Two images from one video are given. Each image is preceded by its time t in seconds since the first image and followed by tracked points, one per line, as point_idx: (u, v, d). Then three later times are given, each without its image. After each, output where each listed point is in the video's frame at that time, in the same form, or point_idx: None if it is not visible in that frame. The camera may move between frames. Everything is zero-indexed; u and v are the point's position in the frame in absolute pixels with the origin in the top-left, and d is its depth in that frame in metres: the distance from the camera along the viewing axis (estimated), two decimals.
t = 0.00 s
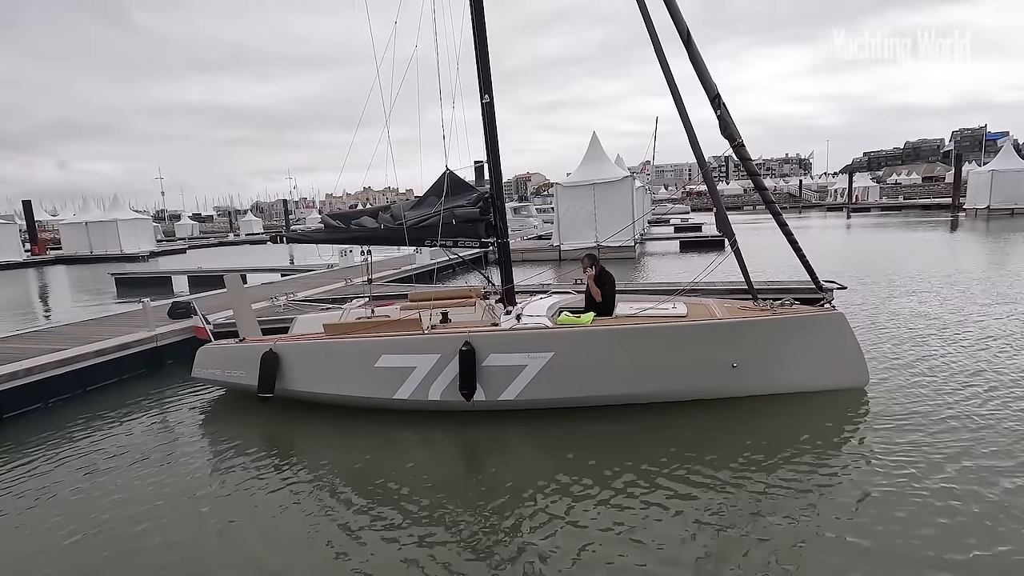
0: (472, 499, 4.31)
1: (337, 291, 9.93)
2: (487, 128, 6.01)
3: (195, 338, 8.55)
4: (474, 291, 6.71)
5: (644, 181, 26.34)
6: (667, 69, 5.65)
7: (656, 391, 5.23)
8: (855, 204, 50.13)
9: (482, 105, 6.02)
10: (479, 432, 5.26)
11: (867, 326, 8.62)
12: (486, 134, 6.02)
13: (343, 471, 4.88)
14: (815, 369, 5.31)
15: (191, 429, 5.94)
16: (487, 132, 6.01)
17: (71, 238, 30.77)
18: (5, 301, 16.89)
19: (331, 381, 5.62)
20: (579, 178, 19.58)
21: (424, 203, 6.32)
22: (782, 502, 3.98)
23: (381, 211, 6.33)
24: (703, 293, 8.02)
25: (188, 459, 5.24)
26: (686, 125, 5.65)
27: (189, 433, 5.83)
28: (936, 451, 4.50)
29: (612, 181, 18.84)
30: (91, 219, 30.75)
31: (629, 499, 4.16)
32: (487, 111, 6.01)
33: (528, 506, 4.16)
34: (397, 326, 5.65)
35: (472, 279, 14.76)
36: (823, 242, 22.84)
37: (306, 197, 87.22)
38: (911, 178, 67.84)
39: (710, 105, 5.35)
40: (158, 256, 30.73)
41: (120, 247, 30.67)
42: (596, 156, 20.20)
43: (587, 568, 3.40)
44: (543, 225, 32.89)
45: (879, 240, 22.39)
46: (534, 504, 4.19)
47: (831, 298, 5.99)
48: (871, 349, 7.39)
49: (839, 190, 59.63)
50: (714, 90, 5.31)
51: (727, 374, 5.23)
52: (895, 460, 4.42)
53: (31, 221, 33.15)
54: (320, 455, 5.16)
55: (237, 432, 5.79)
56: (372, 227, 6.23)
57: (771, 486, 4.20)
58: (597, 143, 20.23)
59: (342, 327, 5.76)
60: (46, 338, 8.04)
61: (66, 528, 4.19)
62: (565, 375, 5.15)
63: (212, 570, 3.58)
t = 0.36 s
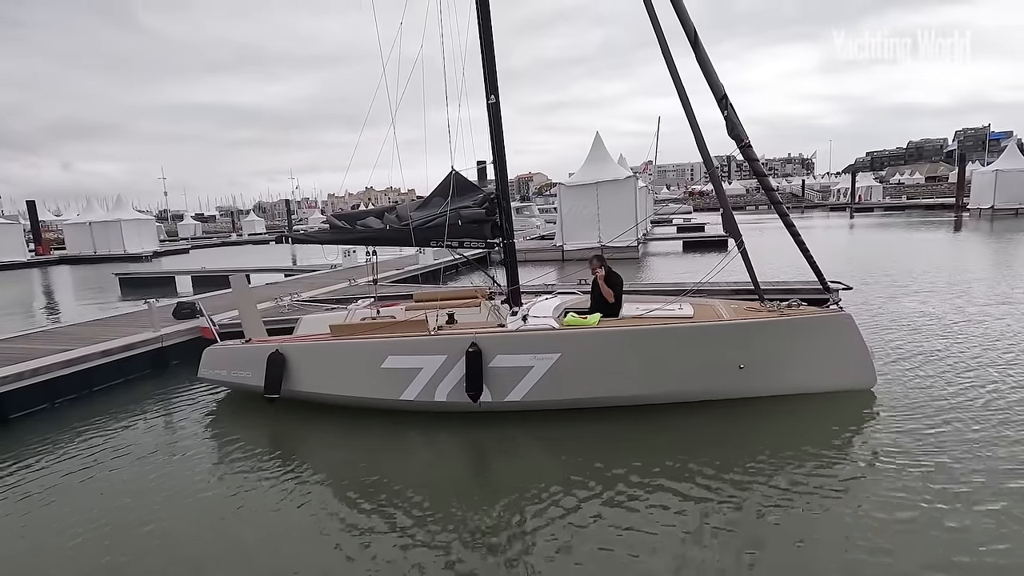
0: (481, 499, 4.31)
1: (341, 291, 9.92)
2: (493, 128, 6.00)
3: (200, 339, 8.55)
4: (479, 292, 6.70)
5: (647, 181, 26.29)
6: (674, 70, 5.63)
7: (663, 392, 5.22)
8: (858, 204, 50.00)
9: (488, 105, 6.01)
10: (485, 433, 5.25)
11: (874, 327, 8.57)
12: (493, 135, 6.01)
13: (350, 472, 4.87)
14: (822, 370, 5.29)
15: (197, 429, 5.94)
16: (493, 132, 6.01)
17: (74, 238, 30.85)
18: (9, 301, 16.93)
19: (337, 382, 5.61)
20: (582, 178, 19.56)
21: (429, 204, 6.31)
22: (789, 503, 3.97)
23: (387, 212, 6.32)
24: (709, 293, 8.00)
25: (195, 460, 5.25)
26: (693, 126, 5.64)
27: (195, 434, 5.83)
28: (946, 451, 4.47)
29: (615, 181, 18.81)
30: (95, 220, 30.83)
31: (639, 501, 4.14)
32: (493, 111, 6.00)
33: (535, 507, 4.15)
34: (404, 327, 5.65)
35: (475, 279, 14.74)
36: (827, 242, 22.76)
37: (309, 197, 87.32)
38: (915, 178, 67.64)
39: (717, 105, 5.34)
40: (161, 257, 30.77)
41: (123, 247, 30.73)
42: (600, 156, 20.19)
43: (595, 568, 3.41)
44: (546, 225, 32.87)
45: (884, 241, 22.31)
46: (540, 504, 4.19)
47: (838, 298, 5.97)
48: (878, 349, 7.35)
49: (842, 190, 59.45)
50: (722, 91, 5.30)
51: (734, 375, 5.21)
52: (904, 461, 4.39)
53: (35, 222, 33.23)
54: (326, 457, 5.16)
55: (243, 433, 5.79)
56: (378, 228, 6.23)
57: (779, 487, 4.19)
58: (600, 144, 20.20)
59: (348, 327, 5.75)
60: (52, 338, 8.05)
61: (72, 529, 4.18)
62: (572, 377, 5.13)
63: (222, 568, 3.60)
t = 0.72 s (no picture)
0: (480, 497, 4.32)
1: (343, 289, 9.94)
2: (495, 127, 6.01)
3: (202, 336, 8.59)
4: (481, 291, 6.72)
5: (648, 180, 26.23)
6: (676, 69, 5.63)
7: (664, 391, 5.23)
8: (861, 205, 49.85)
9: (490, 104, 6.02)
10: (486, 432, 5.26)
11: (875, 328, 8.57)
12: (495, 133, 6.01)
13: (351, 470, 4.88)
14: (823, 371, 5.29)
15: (199, 426, 5.97)
16: (496, 130, 6.01)
17: (76, 235, 30.89)
18: (11, 297, 16.96)
19: (339, 380, 5.63)
20: (584, 178, 19.56)
21: (431, 202, 6.32)
22: (789, 503, 3.97)
23: (388, 210, 6.34)
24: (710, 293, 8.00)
25: (197, 455, 5.27)
26: (695, 125, 5.64)
27: (197, 430, 5.86)
28: (946, 453, 4.47)
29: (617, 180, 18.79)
30: (97, 216, 30.90)
31: (638, 499, 4.15)
32: (495, 110, 6.01)
33: (534, 505, 4.16)
34: (405, 325, 5.67)
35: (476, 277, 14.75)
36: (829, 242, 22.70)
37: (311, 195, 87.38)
38: (918, 178, 67.40)
39: (719, 105, 5.34)
40: (163, 254, 30.80)
41: (125, 244, 30.78)
42: (602, 155, 20.18)
43: (594, 566, 3.41)
44: (548, 224, 32.84)
45: (886, 241, 22.26)
46: (540, 502, 4.20)
47: (838, 298, 5.97)
48: (879, 350, 7.34)
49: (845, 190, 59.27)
50: (724, 90, 5.29)
51: (735, 375, 5.22)
52: (904, 461, 4.40)
53: (38, 219, 33.30)
54: (327, 454, 5.18)
55: (245, 429, 5.82)
56: (380, 226, 6.24)
57: (779, 487, 4.19)
58: (602, 143, 20.19)
59: (350, 325, 5.77)
60: (55, 334, 8.10)
61: (73, 524, 4.19)
62: (572, 375, 5.15)
63: (222, 562, 3.63)
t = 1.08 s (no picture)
0: (480, 495, 4.34)
1: (344, 288, 9.96)
2: (497, 126, 6.02)
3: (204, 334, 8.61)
4: (482, 290, 6.73)
5: (650, 180, 26.22)
6: (678, 69, 5.63)
7: (664, 390, 5.23)
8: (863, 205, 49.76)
9: (492, 103, 6.03)
10: (487, 430, 5.28)
11: (876, 328, 8.56)
12: (497, 133, 6.02)
13: (352, 468, 4.90)
14: (824, 371, 5.29)
15: (201, 423, 5.99)
16: (497, 129, 6.02)
17: (79, 234, 30.97)
18: (14, 295, 17.03)
19: (340, 377, 5.65)
20: (586, 177, 19.56)
21: (433, 201, 6.33)
22: (788, 503, 3.98)
23: (391, 209, 6.35)
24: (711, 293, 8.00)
25: (199, 453, 5.30)
26: (697, 125, 5.64)
27: (199, 428, 5.88)
28: (945, 453, 4.47)
29: (618, 180, 18.79)
30: (100, 215, 30.99)
31: (637, 498, 4.16)
32: (497, 109, 6.02)
33: (534, 503, 4.18)
34: (407, 323, 5.68)
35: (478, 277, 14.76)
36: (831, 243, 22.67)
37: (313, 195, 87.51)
38: (920, 179, 67.28)
39: (721, 105, 5.34)
40: (165, 253, 30.88)
41: (128, 243, 30.87)
42: (603, 155, 20.19)
43: (592, 565, 3.43)
44: (549, 224, 32.84)
45: (888, 241, 22.22)
46: (540, 500, 4.22)
47: (839, 298, 5.97)
48: (880, 350, 7.34)
49: (848, 191, 59.16)
50: (726, 90, 5.30)
51: (736, 375, 5.23)
52: (903, 461, 4.40)
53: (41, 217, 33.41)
54: (329, 451, 5.20)
55: (247, 427, 5.84)
56: (382, 224, 6.26)
57: (779, 487, 4.20)
58: (604, 143, 20.20)
59: (352, 324, 5.78)
60: (58, 332, 8.13)
61: (73, 522, 4.21)
62: (573, 374, 5.16)
63: (222, 560, 3.65)
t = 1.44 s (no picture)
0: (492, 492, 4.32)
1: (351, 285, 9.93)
2: (508, 122, 5.99)
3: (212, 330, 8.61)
4: (492, 287, 6.71)
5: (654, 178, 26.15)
6: (691, 65, 5.60)
7: (677, 388, 5.21)
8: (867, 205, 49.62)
9: (503, 99, 6.00)
10: (498, 428, 5.26)
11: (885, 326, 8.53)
12: (507, 129, 5.99)
13: (363, 465, 4.89)
14: (836, 369, 5.26)
15: (211, 420, 5.99)
16: (508, 125, 5.99)
17: (83, 231, 31.01)
18: (19, 292, 17.05)
19: (350, 374, 5.63)
20: (590, 175, 19.51)
21: (443, 198, 6.30)
22: (803, 502, 3.95)
23: (400, 205, 6.33)
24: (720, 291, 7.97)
25: (209, 449, 5.29)
26: (709, 121, 5.61)
27: (209, 424, 5.87)
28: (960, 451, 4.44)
29: (623, 178, 18.75)
30: (104, 212, 31.03)
31: (650, 497, 4.14)
32: (507, 105, 5.99)
33: (547, 501, 4.16)
34: (418, 320, 5.66)
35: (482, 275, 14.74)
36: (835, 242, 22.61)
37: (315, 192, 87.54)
38: (924, 178, 67.04)
39: (734, 101, 5.31)
40: (169, 250, 30.90)
41: (131, 240, 30.89)
42: (608, 153, 20.14)
43: (607, 565, 3.41)
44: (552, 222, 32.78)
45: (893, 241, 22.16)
46: (552, 498, 4.20)
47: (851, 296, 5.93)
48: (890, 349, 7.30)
49: (851, 190, 59.00)
50: (739, 86, 5.27)
51: (748, 373, 5.20)
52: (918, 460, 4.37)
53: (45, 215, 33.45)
54: (339, 449, 5.18)
55: (257, 424, 5.83)
56: (391, 221, 6.23)
57: (793, 486, 4.17)
58: (609, 140, 20.15)
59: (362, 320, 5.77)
60: (66, 328, 8.13)
61: (85, 518, 4.21)
62: (585, 371, 5.14)
63: (235, 558, 3.63)
